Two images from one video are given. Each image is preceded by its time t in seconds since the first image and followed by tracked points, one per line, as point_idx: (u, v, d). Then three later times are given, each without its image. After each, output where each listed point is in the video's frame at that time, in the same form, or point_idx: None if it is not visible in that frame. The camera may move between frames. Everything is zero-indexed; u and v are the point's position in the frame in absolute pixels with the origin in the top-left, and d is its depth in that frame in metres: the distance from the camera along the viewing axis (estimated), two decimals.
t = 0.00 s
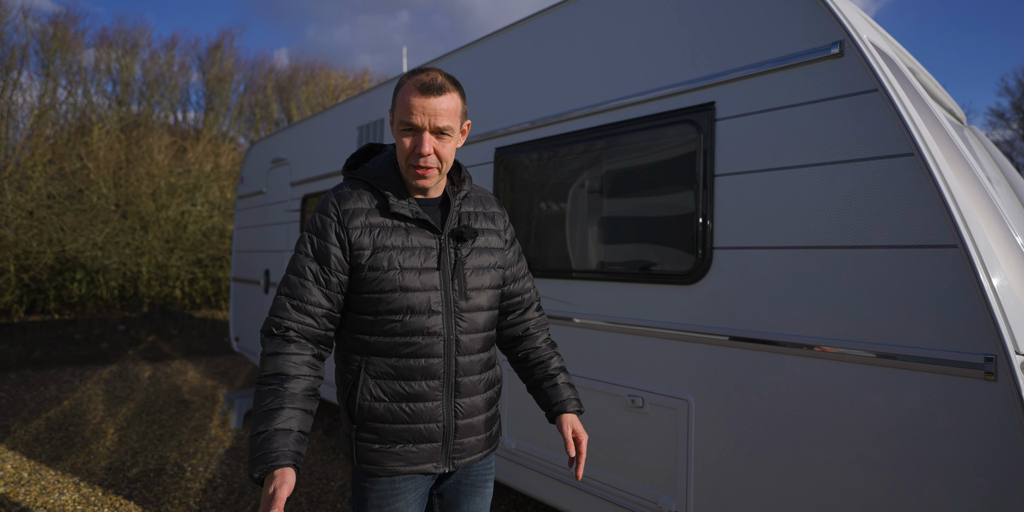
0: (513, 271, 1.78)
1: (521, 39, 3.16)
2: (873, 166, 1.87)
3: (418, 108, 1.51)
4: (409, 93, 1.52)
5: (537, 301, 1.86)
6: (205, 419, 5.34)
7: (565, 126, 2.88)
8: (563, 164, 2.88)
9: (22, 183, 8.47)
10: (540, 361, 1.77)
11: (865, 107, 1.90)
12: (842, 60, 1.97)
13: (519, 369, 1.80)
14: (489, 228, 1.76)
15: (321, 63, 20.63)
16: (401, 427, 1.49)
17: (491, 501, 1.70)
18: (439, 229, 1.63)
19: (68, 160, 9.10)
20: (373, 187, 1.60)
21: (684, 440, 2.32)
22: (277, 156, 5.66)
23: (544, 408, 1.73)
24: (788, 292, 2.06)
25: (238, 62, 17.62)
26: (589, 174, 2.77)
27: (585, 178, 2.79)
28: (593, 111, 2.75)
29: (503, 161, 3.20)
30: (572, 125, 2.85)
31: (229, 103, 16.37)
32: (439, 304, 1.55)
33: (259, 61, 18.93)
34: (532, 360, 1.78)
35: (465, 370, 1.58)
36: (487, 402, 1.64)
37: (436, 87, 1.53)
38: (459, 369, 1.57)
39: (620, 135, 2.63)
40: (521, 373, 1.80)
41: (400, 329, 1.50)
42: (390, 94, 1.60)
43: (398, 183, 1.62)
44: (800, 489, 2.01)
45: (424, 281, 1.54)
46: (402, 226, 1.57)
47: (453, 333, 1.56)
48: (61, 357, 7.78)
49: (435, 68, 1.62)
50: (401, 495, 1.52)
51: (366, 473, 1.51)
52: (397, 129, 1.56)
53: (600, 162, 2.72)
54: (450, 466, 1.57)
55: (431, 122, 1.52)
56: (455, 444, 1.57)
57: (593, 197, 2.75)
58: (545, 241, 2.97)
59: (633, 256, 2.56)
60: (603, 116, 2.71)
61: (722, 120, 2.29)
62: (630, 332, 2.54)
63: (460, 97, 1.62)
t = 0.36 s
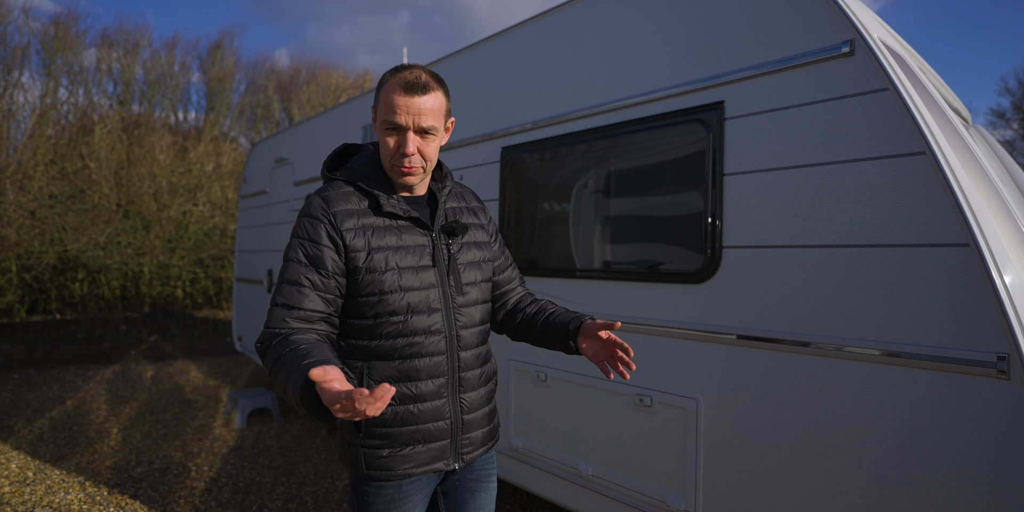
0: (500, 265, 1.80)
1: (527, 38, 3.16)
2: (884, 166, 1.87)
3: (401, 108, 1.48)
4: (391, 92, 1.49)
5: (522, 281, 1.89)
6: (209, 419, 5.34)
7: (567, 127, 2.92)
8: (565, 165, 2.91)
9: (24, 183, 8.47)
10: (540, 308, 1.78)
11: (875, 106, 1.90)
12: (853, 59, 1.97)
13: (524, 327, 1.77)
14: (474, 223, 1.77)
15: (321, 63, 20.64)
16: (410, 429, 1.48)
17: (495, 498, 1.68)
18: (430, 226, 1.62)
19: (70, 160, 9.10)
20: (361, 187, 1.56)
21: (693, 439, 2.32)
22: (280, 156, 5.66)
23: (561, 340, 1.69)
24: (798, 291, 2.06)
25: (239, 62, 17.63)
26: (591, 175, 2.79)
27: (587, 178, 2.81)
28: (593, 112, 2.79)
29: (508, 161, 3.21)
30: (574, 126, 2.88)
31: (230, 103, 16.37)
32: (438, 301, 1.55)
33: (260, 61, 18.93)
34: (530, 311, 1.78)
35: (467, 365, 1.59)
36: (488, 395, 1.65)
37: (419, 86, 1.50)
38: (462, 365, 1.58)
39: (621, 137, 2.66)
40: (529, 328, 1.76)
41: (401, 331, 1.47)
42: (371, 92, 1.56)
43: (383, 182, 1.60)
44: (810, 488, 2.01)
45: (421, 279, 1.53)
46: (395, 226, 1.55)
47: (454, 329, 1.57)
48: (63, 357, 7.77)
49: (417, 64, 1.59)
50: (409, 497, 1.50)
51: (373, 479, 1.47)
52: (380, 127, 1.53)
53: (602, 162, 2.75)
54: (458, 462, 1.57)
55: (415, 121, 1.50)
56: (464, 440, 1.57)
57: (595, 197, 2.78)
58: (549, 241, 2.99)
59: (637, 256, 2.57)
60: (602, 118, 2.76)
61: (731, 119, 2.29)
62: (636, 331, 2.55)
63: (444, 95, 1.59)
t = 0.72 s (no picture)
0: (489, 269, 1.80)
1: (532, 38, 3.15)
2: (895, 165, 1.87)
3: (410, 116, 1.47)
4: (403, 98, 1.47)
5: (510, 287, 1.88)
6: (211, 419, 5.33)
7: (569, 127, 2.93)
8: (566, 166, 2.92)
9: (25, 183, 8.46)
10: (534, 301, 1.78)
11: (886, 105, 1.89)
12: (863, 59, 1.96)
13: (520, 325, 1.76)
14: (464, 226, 1.76)
15: (322, 63, 20.66)
16: (404, 434, 1.46)
17: (496, 502, 1.67)
18: (422, 229, 1.61)
19: (71, 160, 9.08)
20: (355, 188, 1.53)
21: (700, 439, 2.32)
22: (282, 156, 5.66)
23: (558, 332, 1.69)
24: (808, 292, 2.05)
25: (240, 63, 17.63)
26: (594, 175, 2.80)
27: (589, 178, 2.82)
28: (597, 112, 2.79)
29: (512, 162, 3.21)
30: (578, 127, 2.88)
31: (230, 104, 16.37)
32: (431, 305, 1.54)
33: (261, 61, 18.95)
34: (525, 307, 1.77)
35: (459, 368, 1.58)
36: (480, 398, 1.65)
37: (433, 97, 1.49)
38: (454, 368, 1.57)
39: (623, 137, 2.67)
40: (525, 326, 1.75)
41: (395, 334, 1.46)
42: (380, 92, 1.53)
43: (378, 184, 1.59)
44: (819, 489, 2.00)
45: (414, 282, 1.52)
46: (387, 228, 1.53)
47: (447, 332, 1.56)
48: (65, 357, 7.76)
49: (428, 70, 1.57)
50: (403, 503, 1.49)
51: (366, 486, 1.45)
52: (385, 130, 1.51)
53: (604, 163, 2.75)
54: (453, 467, 1.56)
55: (423, 131, 1.49)
56: (458, 444, 1.56)
57: (597, 197, 2.78)
58: (551, 241, 2.99)
59: (641, 255, 2.58)
60: (606, 118, 2.76)
61: (740, 119, 2.28)
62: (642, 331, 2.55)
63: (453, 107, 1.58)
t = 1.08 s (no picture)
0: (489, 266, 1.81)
1: (535, 37, 3.14)
2: (900, 164, 1.86)
3: (409, 107, 1.46)
4: (398, 91, 1.46)
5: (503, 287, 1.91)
6: (212, 419, 5.33)
7: (569, 127, 2.94)
8: (567, 166, 2.92)
9: (26, 183, 8.45)
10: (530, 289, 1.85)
11: (891, 104, 1.89)
12: (868, 58, 1.96)
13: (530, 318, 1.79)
14: (463, 223, 1.77)
15: (323, 63, 20.65)
16: (417, 432, 1.45)
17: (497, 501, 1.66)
18: (428, 227, 1.61)
19: (71, 160, 9.07)
20: (361, 185, 1.51)
21: (705, 438, 2.31)
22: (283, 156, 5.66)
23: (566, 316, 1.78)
24: (814, 292, 2.05)
25: (240, 62, 17.62)
26: (596, 174, 2.79)
27: (591, 178, 2.81)
28: (598, 112, 2.79)
29: (513, 162, 3.21)
30: (579, 126, 2.89)
31: (231, 103, 16.35)
32: (439, 301, 1.54)
33: (261, 61, 18.94)
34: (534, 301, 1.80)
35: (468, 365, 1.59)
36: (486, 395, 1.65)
37: (428, 85, 1.48)
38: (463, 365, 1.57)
39: (625, 137, 2.67)
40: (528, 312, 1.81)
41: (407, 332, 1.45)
42: (374, 88, 1.52)
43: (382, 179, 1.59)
44: (825, 489, 2.00)
45: (424, 279, 1.52)
46: (395, 225, 1.52)
47: (455, 328, 1.56)
48: (66, 357, 7.76)
49: (417, 60, 1.55)
50: (412, 502, 1.48)
51: (378, 487, 1.43)
52: (385, 125, 1.50)
53: (606, 162, 2.75)
54: (462, 463, 1.56)
55: (423, 120, 1.49)
56: (466, 441, 1.57)
57: (600, 196, 2.78)
58: (554, 241, 2.99)
59: (644, 255, 2.57)
60: (607, 118, 2.76)
61: (744, 118, 2.28)
62: (645, 331, 2.55)
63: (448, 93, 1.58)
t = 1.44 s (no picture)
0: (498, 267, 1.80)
1: (536, 36, 3.14)
2: (904, 163, 1.86)
3: (432, 108, 1.49)
4: (422, 91, 1.49)
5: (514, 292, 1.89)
6: (213, 419, 5.32)
7: (569, 127, 2.94)
8: (567, 165, 2.92)
9: (26, 183, 8.44)
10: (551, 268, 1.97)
11: (894, 103, 1.89)
12: (871, 56, 1.96)
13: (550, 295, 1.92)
14: (474, 222, 1.76)
15: (323, 63, 20.65)
16: (419, 431, 1.45)
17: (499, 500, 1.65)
18: (437, 224, 1.60)
19: (71, 160, 9.07)
20: (376, 180, 1.53)
21: (707, 438, 2.31)
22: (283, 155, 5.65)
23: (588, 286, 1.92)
24: (816, 291, 2.04)
25: (240, 62, 17.62)
26: (597, 174, 2.79)
27: (594, 178, 2.81)
28: (599, 112, 2.79)
29: (515, 162, 3.20)
30: (579, 126, 2.89)
31: (231, 103, 16.35)
32: (446, 301, 1.53)
33: (261, 61, 18.94)
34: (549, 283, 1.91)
35: (472, 365, 1.58)
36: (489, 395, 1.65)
37: (450, 87, 1.51)
38: (468, 365, 1.56)
39: (626, 136, 2.67)
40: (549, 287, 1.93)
41: (413, 330, 1.45)
42: (396, 87, 1.54)
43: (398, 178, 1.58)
44: (828, 488, 1.99)
45: (431, 278, 1.51)
46: (402, 222, 1.52)
47: (461, 327, 1.55)
48: (66, 357, 7.76)
49: (440, 64, 1.59)
50: (414, 501, 1.48)
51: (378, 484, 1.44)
52: (405, 124, 1.51)
53: (608, 162, 2.75)
54: (463, 463, 1.56)
55: (444, 121, 1.51)
56: (468, 441, 1.56)
57: (601, 196, 2.77)
58: (555, 241, 2.99)
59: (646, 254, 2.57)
60: (608, 118, 2.76)
61: (746, 117, 2.28)
62: (647, 330, 2.55)
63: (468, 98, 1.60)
